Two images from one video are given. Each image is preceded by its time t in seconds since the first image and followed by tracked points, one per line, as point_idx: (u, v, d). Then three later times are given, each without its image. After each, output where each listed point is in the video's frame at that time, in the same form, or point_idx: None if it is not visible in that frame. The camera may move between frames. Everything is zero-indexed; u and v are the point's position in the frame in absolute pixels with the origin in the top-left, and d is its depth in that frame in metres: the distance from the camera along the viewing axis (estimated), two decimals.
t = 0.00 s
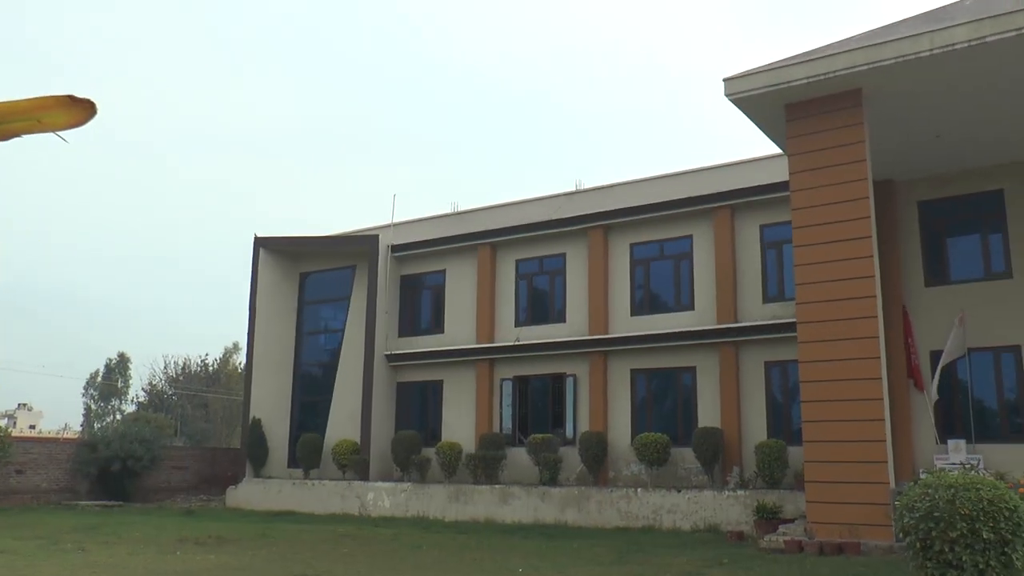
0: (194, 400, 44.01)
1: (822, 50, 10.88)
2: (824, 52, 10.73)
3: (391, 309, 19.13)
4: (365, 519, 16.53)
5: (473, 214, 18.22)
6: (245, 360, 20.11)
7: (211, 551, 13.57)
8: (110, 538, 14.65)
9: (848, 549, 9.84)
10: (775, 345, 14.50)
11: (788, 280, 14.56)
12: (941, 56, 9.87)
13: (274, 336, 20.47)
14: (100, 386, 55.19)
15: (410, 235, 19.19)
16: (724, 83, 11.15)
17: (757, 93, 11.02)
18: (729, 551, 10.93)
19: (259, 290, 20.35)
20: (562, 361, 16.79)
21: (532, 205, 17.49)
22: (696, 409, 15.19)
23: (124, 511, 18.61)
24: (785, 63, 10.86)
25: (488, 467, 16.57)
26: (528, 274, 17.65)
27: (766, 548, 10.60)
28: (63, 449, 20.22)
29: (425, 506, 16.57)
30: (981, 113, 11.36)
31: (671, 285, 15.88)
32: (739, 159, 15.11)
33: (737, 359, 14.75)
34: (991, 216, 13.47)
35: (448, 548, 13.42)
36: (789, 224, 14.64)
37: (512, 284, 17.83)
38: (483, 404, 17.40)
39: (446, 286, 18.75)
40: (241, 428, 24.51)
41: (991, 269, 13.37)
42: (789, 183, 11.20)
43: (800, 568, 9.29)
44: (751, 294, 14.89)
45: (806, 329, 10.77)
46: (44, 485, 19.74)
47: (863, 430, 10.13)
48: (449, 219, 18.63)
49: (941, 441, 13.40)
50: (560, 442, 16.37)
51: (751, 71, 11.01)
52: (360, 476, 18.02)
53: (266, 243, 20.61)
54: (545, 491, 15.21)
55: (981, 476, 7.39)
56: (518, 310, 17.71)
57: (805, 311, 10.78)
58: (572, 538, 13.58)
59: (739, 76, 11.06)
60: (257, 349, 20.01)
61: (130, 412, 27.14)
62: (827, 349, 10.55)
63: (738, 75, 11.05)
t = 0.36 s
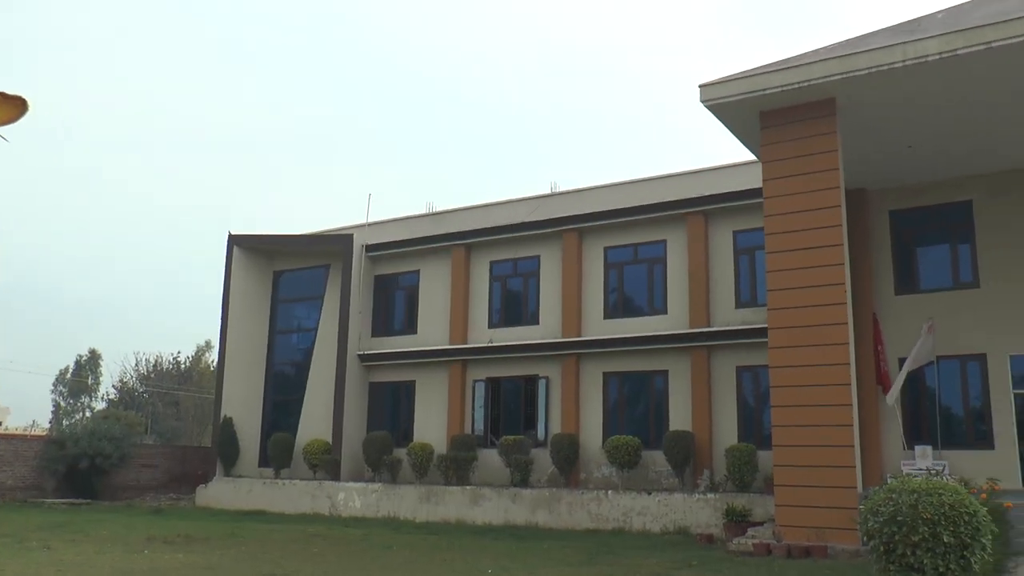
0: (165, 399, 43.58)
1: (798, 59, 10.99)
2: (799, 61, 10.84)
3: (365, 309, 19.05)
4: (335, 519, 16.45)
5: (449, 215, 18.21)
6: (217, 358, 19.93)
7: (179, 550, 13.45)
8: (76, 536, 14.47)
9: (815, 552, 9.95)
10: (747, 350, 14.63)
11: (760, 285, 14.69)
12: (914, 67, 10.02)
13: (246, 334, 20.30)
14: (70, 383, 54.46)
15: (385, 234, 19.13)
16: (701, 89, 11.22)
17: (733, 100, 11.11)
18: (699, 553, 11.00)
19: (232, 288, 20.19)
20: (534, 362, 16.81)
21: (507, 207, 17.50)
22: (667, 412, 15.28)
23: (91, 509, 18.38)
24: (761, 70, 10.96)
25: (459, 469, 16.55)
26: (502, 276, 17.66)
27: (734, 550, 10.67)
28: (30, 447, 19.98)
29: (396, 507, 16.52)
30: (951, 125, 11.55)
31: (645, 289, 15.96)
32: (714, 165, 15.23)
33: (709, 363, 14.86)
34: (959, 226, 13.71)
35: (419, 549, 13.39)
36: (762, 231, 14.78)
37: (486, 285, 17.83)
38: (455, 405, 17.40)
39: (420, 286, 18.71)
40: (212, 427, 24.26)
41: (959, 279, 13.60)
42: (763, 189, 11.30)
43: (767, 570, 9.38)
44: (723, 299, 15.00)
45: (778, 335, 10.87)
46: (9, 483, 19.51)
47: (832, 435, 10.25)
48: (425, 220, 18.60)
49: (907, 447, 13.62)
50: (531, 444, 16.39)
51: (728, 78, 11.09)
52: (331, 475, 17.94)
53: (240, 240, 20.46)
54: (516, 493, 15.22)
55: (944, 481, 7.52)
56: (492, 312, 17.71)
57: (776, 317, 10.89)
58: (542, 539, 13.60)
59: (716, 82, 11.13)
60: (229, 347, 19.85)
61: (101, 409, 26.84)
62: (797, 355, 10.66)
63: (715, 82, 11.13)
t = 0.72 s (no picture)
0: (135, 390, 43.14)
1: (770, 58, 11.06)
2: (772, 60, 10.91)
3: (337, 301, 18.96)
4: (305, 512, 16.38)
5: (423, 208, 18.15)
6: (188, 349, 19.74)
7: (146, 542, 13.33)
8: (41, 528, 14.29)
9: (781, 546, 10.07)
10: (717, 345, 14.74)
11: (731, 281, 14.81)
12: (884, 68, 10.12)
13: (217, 326, 20.13)
14: (37, 372, 53.74)
15: (357, 226, 19.04)
16: (674, 86, 11.26)
17: (706, 97, 11.17)
18: (666, 546, 11.10)
19: (203, 278, 20.02)
20: (505, 356, 16.83)
21: (481, 201, 17.48)
22: (638, 407, 15.36)
23: (57, 501, 18.18)
24: (734, 68, 11.02)
25: (429, 462, 16.54)
26: (474, 270, 17.63)
27: (701, 543, 10.84)
28: None
29: (366, 499, 16.48)
30: (919, 126, 11.71)
31: (617, 284, 16.02)
32: (686, 161, 15.32)
33: (681, 358, 14.96)
34: (927, 225, 13.90)
35: (389, 541, 13.38)
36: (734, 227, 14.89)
37: (458, 278, 17.79)
38: (426, 398, 17.37)
39: (392, 278, 18.63)
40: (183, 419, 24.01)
41: (927, 277, 13.79)
42: (735, 186, 11.38)
43: (734, 564, 9.48)
44: (695, 294, 15.10)
45: (747, 331, 10.97)
46: None
47: (800, 430, 10.37)
48: (398, 212, 18.53)
49: (874, 442, 13.80)
50: (501, 437, 16.41)
51: (701, 75, 11.14)
52: (301, 468, 17.85)
53: (212, 230, 20.28)
54: (486, 486, 15.24)
55: (906, 477, 7.65)
56: (463, 305, 17.69)
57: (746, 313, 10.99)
58: (512, 532, 13.64)
59: (689, 79, 11.18)
60: (199, 338, 19.69)
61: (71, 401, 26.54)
62: (765, 351, 10.77)
63: (688, 79, 11.18)
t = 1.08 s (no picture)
0: (102, 382, 42.56)
1: (741, 57, 11.13)
2: (743, 59, 10.97)
3: (306, 295, 18.83)
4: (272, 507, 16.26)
5: (394, 202, 18.07)
6: (156, 343, 19.48)
7: (109, 537, 13.16)
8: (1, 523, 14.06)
9: (747, 540, 10.16)
10: (686, 342, 14.84)
11: (700, 278, 14.91)
12: (853, 69, 10.23)
13: (185, 319, 19.89)
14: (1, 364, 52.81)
15: (328, 219, 18.91)
16: (645, 84, 11.29)
17: (677, 95, 11.21)
18: (633, 541, 11.16)
19: (171, 271, 19.77)
20: (475, 351, 16.81)
21: (451, 196, 17.43)
22: (606, 403, 15.41)
23: (19, 495, 17.88)
24: (705, 66, 11.06)
25: (398, 457, 16.49)
26: (443, 264, 17.58)
27: (667, 539, 10.85)
28: None
29: (334, 494, 16.39)
30: (885, 127, 11.87)
31: (586, 280, 16.06)
32: (656, 159, 15.40)
33: (649, 355, 15.04)
34: (893, 225, 14.08)
35: (356, 537, 13.32)
36: (703, 225, 14.99)
37: (428, 273, 17.72)
38: (395, 393, 17.31)
39: (361, 273, 18.53)
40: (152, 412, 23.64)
41: (892, 277, 13.97)
42: (704, 185, 11.43)
43: (699, 559, 9.56)
44: (664, 291, 15.19)
45: (715, 329, 11.04)
46: None
47: (766, 427, 10.46)
48: (368, 206, 18.42)
49: (840, 438, 13.89)
50: (470, 433, 16.39)
51: (672, 73, 11.19)
52: (269, 463, 17.70)
53: (180, 223, 20.02)
54: (454, 482, 15.22)
55: (868, 473, 7.77)
56: (433, 300, 17.63)
57: (714, 310, 11.05)
58: (479, 528, 13.65)
59: (660, 77, 11.22)
60: (166, 331, 19.45)
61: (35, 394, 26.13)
62: (733, 348, 10.85)
63: (659, 77, 11.21)
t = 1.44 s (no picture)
0: (66, 380, 41.94)
1: (710, 60, 11.21)
2: (711, 62, 11.05)
3: (274, 293, 18.69)
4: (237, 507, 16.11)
5: (363, 200, 17.99)
6: (121, 339, 19.20)
7: (71, 537, 12.96)
8: None
9: (711, 539, 10.26)
10: (654, 342, 14.94)
11: (667, 279, 15.02)
12: (819, 74, 10.36)
13: (152, 315, 19.61)
14: None
15: (296, 217, 18.77)
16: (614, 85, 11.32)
17: (645, 97, 11.26)
18: (598, 540, 11.21)
19: (138, 267, 19.49)
20: (443, 350, 16.78)
21: (421, 194, 17.38)
22: (573, 403, 15.47)
23: None
24: (673, 69, 11.14)
25: (365, 456, 16.41)
26: (412, 263, 17.53)
27: (633, 537, 10.93)
28: None
29: (300, 494, 16.28)
30: (850, 131, 12.04)
31: (554, 280, 16.10)
32: (626, 160, 15.47)
33: (616, 354, 15.12)
34: (858, 228, 14.28)
35: (322, 536, 13.24)
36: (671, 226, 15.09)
37: (396, 271, 17.66)
38: (362, 392, 17.24)
39: (330, 270, 18.42)
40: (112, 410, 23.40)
41: (857, 279, 14.17)
42: (672, 187, 11.50)
43: (664, 558, 9.63)
44: (632, 291, 15.27)
45: (682, 329, 11.11)
46: None
47: (731, 427, 10.57)
48: (338, 203, 18.32)
49: (804, 438, 14.09)
50: (437, 432, 16.36)
51: (640, 75, 11.23)
52: (235, 462, 17.55)
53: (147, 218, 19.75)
54: (421, 481, 15.19)
55: (829, 472, 7.89)
56: (401, 298, 17.56)
57: (681, 310, 11.12)
58: (445, 527, 13.64)
59: (629, 79, 11.26)
60: (131, 329, 19.18)
61: None
62: (699, 349, 10.93)
63: (628, 78, 11.25)
